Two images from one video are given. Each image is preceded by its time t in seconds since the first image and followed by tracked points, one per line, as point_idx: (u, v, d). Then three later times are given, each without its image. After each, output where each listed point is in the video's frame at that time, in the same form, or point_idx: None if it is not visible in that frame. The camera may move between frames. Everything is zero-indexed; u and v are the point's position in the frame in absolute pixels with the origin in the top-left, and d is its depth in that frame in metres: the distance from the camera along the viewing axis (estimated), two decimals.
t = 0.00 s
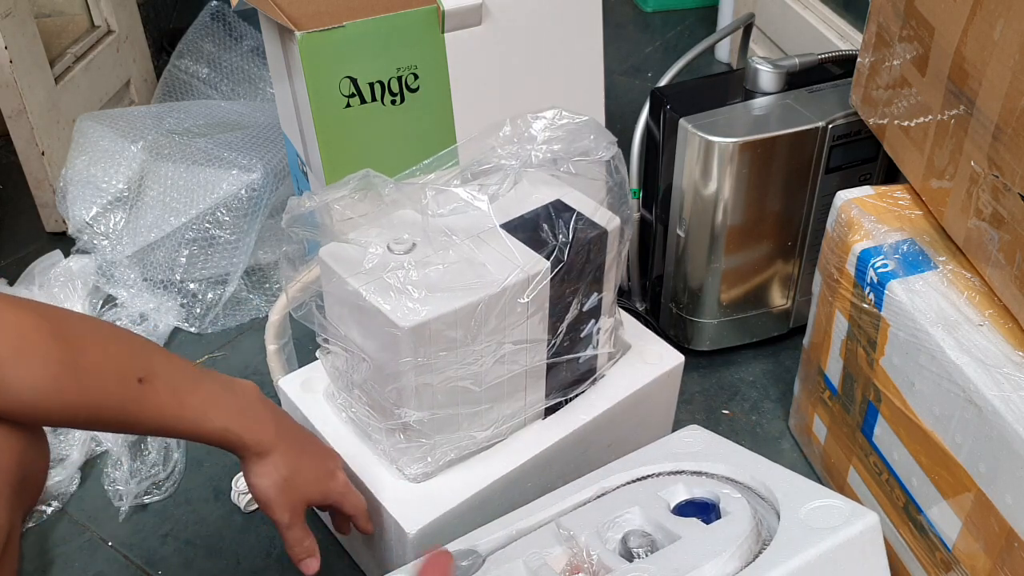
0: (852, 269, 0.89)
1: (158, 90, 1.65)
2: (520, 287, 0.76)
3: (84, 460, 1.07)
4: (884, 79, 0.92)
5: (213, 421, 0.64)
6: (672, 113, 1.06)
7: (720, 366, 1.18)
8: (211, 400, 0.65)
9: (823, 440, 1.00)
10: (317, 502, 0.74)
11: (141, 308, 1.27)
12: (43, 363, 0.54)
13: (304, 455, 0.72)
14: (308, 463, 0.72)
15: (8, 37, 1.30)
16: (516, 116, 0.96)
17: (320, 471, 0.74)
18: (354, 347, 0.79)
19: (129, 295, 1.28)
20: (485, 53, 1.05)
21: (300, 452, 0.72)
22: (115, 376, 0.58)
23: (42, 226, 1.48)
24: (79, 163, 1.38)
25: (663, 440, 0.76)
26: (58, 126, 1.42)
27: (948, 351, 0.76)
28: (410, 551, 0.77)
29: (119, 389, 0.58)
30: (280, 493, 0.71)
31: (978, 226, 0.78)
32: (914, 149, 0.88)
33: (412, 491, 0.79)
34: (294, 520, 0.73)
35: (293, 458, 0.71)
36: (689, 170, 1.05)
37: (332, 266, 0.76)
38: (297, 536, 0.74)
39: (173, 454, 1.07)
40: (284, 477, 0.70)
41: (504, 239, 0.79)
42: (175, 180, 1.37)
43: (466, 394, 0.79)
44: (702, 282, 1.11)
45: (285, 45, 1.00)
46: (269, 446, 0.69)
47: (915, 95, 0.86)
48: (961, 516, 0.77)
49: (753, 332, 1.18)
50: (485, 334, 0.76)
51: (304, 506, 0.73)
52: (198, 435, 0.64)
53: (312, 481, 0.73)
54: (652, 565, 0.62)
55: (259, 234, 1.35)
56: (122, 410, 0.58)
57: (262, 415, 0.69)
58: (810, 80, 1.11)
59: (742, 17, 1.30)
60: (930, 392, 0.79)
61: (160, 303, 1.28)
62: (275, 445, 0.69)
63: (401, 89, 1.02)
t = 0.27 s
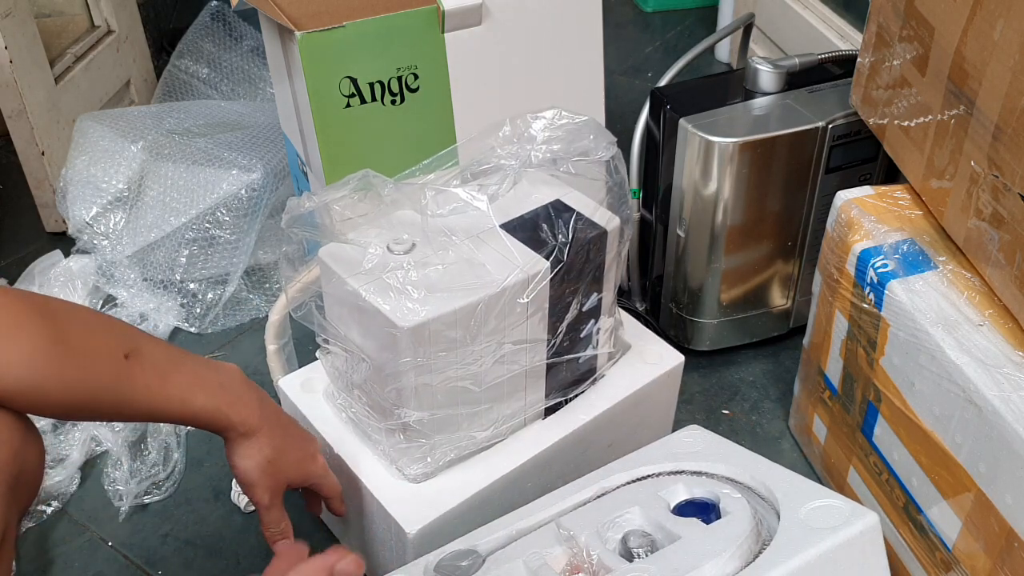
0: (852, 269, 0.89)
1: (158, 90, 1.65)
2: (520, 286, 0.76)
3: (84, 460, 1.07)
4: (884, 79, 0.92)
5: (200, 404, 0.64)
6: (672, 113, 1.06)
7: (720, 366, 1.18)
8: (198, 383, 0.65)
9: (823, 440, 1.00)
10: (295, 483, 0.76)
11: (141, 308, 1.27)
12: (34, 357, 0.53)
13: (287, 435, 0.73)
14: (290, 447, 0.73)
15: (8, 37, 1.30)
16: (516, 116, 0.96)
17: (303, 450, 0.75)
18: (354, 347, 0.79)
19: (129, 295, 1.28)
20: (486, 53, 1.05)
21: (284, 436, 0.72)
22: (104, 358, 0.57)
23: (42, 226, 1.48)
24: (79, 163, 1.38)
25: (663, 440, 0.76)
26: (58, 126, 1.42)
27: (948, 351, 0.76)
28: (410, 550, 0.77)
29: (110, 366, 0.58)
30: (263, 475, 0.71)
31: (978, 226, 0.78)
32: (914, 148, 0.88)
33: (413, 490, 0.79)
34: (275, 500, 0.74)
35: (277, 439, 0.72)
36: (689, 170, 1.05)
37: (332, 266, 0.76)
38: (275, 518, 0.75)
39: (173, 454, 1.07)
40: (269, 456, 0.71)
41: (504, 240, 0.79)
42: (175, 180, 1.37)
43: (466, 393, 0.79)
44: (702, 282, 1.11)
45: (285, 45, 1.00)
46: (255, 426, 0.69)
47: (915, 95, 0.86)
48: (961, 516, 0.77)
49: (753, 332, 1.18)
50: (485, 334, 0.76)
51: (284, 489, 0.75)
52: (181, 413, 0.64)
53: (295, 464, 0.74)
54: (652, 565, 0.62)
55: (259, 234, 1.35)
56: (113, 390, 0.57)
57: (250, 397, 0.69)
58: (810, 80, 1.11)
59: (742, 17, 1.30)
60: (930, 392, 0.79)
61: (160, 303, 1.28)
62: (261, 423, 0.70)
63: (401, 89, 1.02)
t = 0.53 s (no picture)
0: (852, 269, 0.89)
1: (158, 90, 1.65)
2: (519, 287, 0.76)
3: (84, 459, 1.07)
4: (884, 79, 0.92)
5: (133, 362, 0.49)
6: (672, 113, 1.06)
7: (720, 366, 1.18)
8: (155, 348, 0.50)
9: (823, 440, 1.00)
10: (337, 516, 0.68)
11: (141, 308, 1.27)
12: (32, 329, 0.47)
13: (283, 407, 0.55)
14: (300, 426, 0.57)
15: (8, 37, 1.30)
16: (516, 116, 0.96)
17: (288, 443, 0.55)
18: (354, 347, 0.79)
19: (129, 295, 1.28)
20: (485, 53, 1.05)
21: (272, 409, 0.54)
22: (40, 321, 0.47)
23: (42, 226, 1.48)
24: (79, 163, 1.38)
25: (662, 440, 0.76)
26: (58, 126, 1.42)
27: (948, 351, 0.76)
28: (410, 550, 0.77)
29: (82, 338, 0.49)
30: (249, 451, 0.52)
31: (978, 226, 0.78)
32: (914, 148, 0.88)
33: (412, 491, 0.79)
34: (254, 483, 0.52)
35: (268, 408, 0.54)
36: (689, 169, 1.05)
37: (331, 266, 0.76)
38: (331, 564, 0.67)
39: (173, 454, 1.07)
40: (255, 429, 0.52)
41: (504, 240, 0.80)
42: (175, 180, 1.37)
43: (466, 393, 0.79)
44: (702, 282, 1.11)
45: (285, 45, 1.00)
46: (233, 392, 0.52)
47: (915, 95, 0.86)
48: (961, 516, 0.77)
49: (753, 332, 1.18)
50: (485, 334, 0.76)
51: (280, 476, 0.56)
52: (107, 381, 0.49)
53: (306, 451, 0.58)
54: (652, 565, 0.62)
55: (259, 234, 1.35)
56: (54, 359, 0.47)
57: (180, 358, 0.51)
58: (809, 80, 1.11)
59: (742, 17, 1.30)
60: (930, 392, 0.79)
61: (160, 302, 1.28)
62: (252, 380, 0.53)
63: (401, 89, 1.02)
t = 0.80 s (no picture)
0: (852, 269, 0.89)
1: (158, 90, 1.65)
2: (519, 287, 0.76)
3: (84, 459, 1.07)
4: (884, 79, 0.92)
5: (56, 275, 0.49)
6: (672, 113, 1.06)
7: (720, 366, 1.18)
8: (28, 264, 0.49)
9: (823, 440, 1.00)
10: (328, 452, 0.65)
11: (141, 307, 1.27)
12: None
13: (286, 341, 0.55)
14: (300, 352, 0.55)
15: (8, 37, 1.30)
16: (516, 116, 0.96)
17: (213, 309, 0.49)
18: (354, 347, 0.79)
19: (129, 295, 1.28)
20: (485, 53, 1.05)
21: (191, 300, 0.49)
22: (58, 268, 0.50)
23: (42, 226, 1.48)
24: (79, 163, 1.38)
25: (662, 440, 0.76)
26: (58, 126, 1.42)
27: (948, 352, 0.76)
28: (411, 551, 0.77)
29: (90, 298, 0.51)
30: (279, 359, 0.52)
31: (978, 226, 0.78)
32: (914, 148, 0.88)
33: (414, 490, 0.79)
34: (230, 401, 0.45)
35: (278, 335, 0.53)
36: (689, 169, 1.05)
37: (331, 266, 0.76)
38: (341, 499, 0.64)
39: (173, 454, 1.07)
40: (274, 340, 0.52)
41: (503, 240, 0.80)
42: (175, 180, 1.37)
43: (466, 393, 0.79)
44: (702, 282, 1.11)
45: (285, 45, 1.00)
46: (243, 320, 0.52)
47: (915, 95, 0.86)
48: (961, 516, 0.77)
49: (753, 332, 1.18)
50: (485, 335, 0.76)
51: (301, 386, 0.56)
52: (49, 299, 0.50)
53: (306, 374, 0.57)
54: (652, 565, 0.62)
55: (259, 234, 1.35)
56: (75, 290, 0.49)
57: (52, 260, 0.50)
58: (809, 80, 1.11)
59: (742, 17, 1.30)
60: (930, 392, 0.79)
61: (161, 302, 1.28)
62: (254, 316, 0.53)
63: (401, 90, 1.02)
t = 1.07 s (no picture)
0: (852, 269, 0.89)
1: (158, 90, 1.65)
2: (519, 287, 0.76)
3: (84, 460, 1.07)
4: (884, 79, 0.92)
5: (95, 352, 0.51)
6: (672, 113, 1.06)
7: (720, 366, 1.18)
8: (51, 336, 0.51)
9: (823, 439, 1.00)
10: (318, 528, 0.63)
11: (141, 308, 1.27)
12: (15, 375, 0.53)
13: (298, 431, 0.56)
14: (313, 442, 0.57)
15: (8, 37, 1.30)
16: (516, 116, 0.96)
17: (246, 389, 0.53)
18: (354, 347, 0.79)
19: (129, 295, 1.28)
20: (485, 53, 1.05)
21: (222, 380, 0.52)
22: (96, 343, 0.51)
23: (42, 226, 1.48)
24: (79, 163, 1.38)
25: (662, 440, 0.76)
26: (58, 126, 1.42)
27: (948, 351, 0.76)
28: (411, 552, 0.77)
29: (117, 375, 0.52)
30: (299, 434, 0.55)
31: (978, 226, 0.78)
32: (914, 148, 0.88)
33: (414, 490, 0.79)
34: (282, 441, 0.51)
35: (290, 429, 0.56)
36: (688, 169, 1.05)
37: (331, 266, 0.76)
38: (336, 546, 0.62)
39: (173, 454, 1.07)
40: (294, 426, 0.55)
41: (503, 240, 0.79)
42: (175, 180, 1.37)
43: (465, 393, 0.79)
44: (702, 282, 1.11)
45: (285, 45, 1.00)
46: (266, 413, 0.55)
47: (915, 95, 0.86)
48: (961, 516, 0.77)
49: (754, 332, 1.18)
50: (485, 335, 0.76)
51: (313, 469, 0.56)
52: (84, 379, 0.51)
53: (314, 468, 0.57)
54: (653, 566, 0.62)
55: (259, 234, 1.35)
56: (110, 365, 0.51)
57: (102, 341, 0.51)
58: (809, 80, 1.11)
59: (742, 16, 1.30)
60: (930, 392, 0.79)
61: (160, 302, 1.28)
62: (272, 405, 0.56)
63: (401, 89, 1.02)
